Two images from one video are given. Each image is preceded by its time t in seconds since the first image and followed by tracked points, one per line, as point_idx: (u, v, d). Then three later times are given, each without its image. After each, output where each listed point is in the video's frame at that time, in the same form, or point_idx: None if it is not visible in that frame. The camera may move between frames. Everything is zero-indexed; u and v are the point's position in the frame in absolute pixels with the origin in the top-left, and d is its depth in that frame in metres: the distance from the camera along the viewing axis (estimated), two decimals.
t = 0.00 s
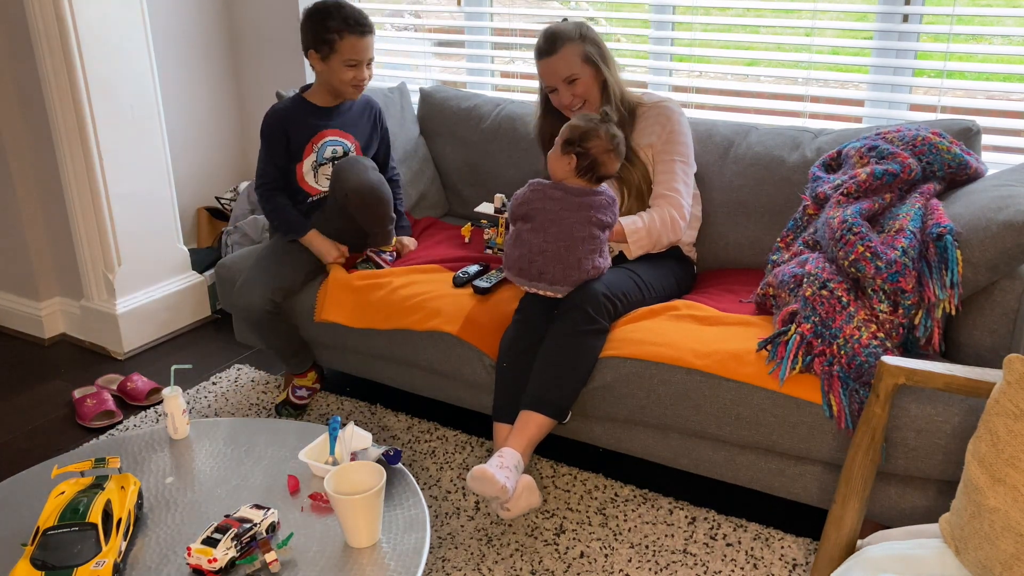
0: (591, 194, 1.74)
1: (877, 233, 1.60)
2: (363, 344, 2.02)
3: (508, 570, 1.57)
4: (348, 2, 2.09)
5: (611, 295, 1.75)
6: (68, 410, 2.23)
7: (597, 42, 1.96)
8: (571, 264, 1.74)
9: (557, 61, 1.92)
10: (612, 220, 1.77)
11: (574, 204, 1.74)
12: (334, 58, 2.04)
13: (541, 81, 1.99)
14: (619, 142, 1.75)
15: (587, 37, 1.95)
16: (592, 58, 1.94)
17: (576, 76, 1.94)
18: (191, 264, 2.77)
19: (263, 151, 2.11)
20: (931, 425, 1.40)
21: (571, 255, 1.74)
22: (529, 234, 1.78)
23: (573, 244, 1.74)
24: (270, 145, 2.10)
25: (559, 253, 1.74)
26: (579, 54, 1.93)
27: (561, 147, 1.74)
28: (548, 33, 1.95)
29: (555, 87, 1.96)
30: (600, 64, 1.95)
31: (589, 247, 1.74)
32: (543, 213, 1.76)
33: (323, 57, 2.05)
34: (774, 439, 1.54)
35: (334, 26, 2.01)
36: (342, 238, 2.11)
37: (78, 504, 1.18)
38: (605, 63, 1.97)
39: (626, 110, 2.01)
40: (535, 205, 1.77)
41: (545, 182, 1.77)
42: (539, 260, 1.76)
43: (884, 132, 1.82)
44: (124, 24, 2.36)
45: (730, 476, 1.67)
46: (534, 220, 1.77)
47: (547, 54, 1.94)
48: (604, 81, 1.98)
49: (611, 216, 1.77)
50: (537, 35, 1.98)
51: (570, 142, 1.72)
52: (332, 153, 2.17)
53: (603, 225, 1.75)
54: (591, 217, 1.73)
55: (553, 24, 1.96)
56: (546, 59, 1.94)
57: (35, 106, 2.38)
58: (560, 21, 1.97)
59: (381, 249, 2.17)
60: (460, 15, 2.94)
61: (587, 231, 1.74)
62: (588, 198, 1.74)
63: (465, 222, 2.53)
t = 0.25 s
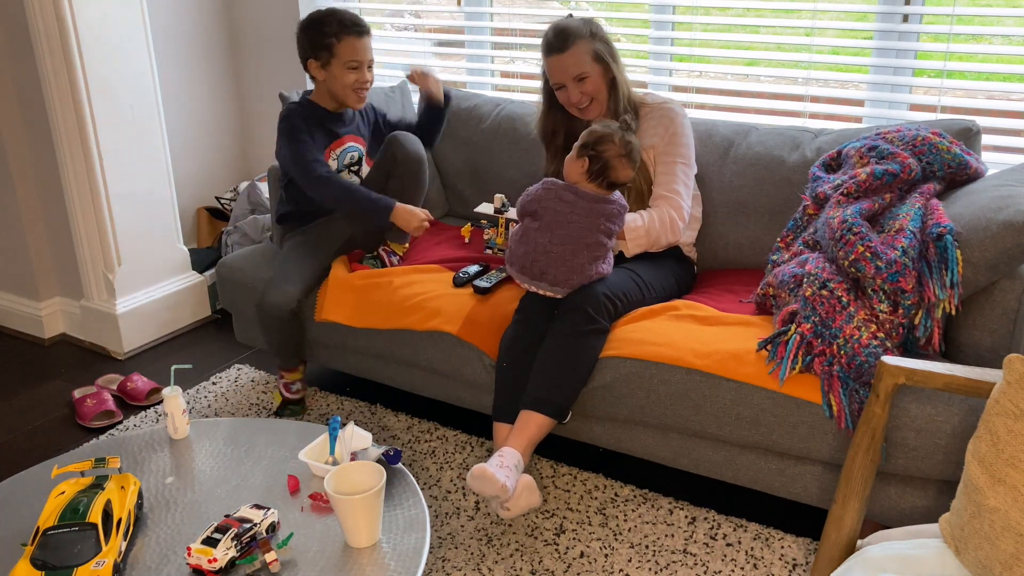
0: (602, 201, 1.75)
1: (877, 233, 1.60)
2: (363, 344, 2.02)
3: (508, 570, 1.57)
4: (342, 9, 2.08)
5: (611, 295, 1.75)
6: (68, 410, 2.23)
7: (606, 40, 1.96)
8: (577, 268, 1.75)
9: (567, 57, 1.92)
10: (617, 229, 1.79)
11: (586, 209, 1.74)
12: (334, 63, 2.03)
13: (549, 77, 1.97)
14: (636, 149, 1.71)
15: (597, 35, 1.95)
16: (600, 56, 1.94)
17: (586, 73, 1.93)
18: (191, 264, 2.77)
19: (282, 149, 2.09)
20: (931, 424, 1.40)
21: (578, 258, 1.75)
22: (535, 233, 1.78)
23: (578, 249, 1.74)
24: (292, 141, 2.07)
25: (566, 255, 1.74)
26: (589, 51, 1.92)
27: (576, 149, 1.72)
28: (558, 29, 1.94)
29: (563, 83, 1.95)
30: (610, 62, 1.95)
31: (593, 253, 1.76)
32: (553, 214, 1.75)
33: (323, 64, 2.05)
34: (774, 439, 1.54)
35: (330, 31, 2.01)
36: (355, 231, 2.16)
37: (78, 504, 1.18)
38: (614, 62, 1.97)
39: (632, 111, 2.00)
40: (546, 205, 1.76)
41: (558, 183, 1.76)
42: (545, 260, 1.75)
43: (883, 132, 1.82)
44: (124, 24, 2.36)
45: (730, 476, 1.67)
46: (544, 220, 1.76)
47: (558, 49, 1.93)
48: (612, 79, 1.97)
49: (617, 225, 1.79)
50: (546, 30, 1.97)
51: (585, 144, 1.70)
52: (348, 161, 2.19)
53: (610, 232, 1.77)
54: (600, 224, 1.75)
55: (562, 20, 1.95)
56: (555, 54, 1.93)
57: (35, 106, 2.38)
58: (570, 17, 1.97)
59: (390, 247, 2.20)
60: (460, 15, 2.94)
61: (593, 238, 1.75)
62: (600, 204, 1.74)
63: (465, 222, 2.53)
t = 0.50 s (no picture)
0: (596, 199, 1.75)
1: (877, 233, 1.60)
2: (363, 344, 2.01)
3: (508, 570, 1.57)
4: None
5: (610, 295, 1.75)
6: (68, 410, 2.23)
7: (634, 36, 1.96)
8: (575, 267, 1.75)
9: (595, 45, 1.90)
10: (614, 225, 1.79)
11: (579, 208, 1.74)
12: (330, 51, 1.85)
13: (571, 61, 1.95)
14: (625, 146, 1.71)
15: (627, 31, 1.94)
16: (625, 51, 1.93)
17: (608, 65, 1.92)
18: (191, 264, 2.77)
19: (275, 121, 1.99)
20: (931, 425, 1.40)
21: (575, 258, 1.75)
22: (532, 236, 1.78)
23: (575, 249, 1.75)
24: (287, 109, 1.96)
25: (564, 256, 1.75)
26: (617, 44, 1.91)
27: (564, 150, 1.72)
28: (591, 14, 1.91)
29: (583, 70, 1.93)
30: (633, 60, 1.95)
31: (591, 252, 1.76)
32: (548, 216, 1.76)
33: (318, 48, 1.86)
34: (774, 439, 1.54)
35: (329, 18, 1.80)
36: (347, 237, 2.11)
37: (78, 504, 1.18)
38: (637, 60, 1.96)
39: (643, 113, 2.01)
40: (539, 207, 1.77)
41: (550, 185, 1.76)
42: (543, 263, 1.76)
43: (884, 132, 1.82)
44: (124, 25, 2.36)
45: (730, 476, 1.67)
46: (539, 222, 1.77)
47: (587, 35, 1.91)
48: (631, 77, 1.97)
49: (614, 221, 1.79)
50: (579, 11, 1.95)
51: (574, 145, 1.70)
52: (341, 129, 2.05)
53: (606, 229, 1.77)
54: (595, 222, 1.75)
55: (598, 6, 1.93)
56: (584, 38, 1.91)
57: (35, 106, 2.38)
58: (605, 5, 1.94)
59: (383, 249, 2.18)
60: (460, 15, 2.94)
61: (590, 237, 1.75)
62: (594, 203, 1.75)
63: (465, 221, 2.53)
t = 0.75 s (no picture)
0: (583, 199, 1.74)
1: (877, 233, 1.60)
2: (363, 344, 2.01)
3: (508, 570, 1.57)
4: None
5: (610, 294, 1.75)
6: (68, 410, 2.23)
7: (652, 38, 1.96)
8: (568, 268, 1.75)
9: (611, 41, 1.91)
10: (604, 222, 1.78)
11: (567, 210, 1.73)
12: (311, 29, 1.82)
13: (586, 55, 1.97)
14: (608, 147, 1.71)
15: (646, 32, 1.95)
16: (641, 52, 1.94)
17: (621, 64, 1.93)
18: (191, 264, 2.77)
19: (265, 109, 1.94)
20: (931, 425, 1.40)
21: (567, 259, 1.75)
22: (522, 240, 1.78)
23: (565, 251, 1.75)
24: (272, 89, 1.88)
25: (555, 258, 1.75)
26: (633, 43, 1.92)
27: (548, 154, 1.72)
28: (611, 11, 1.93)
29: (596, 63, 1.95)
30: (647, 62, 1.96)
31: (582, 253, 1.76)
32: (536, 220, 1.75)
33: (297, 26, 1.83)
34: (774, 439, 1.54)
35: None
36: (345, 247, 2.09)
37: (78, 505, 1.18)
38: (652, 62, 1.97)
39: (653, 117, 2.00)
40: (526, 212, 1.76)
41: (536, 188, 1.76)
42: (536, 266, 1.76)
43: (884, 132, 1.82)
44: (125, 25, 2.36)
45: (730, 476, 1.67)
46: (528, 226, 1.77)
47: (605, 31, 1.93)
48: (643, 78, 1.98)
49: (604, 218, 1.78)
50: (601, 6, 1.97)
51: (557, 149, 1.70)
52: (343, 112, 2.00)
53: (596, 227, 1.76)
54: (585, 222, 1.74)
55: (622, 3, 1.95)
56: (601, 34, 1.93)
57: (35, 106, 2.38)
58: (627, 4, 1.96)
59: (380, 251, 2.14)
60: (460, 15, 2.95)
61: (579, 237, 1.75)
62: (581, 203, 1.73)
63: (465, 221, 2.53)
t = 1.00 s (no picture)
0: (586, 197, 1.73)
1: (877, 233, 1.60)
2: (363, 344, 2.01)
3: (509, 570, 1.57)
4: None
5: (610, 294, 1.75)
6: (68, 410, 2.23)
7: (655, 43, 1.97)
8: (573, 266, 1.77)
9: (614, 43, 1.91)
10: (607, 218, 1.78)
11: (571, 209, 1.73)
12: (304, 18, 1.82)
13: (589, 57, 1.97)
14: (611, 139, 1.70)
15: (650, 35, 1.95)
16: (644, 54, 1.94)
17: (624, 66, 1.93)
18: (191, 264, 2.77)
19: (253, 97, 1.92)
20: (931, 424, 1.40)
21: (572, 257, 1.76)
22: (526, 239, 1.78)
23: (571, 248, 1.76)
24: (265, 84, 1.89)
25: (560, 257, 1.76)
26: (637, 46, 1.92)
27: (551, 151, 1.70)
28: (616, 13, 1.94)
29: (598, 65, 1.94)
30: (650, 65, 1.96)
31: (587, 249, 1.77)
32: (541, 219, 1.75)
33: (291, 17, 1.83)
34: (774, 439, 1.54)
35: None
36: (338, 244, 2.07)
37: (78, 504, 1.18)
38: (656, 66, 1.97)
39: (655, 119, 2.00)
40: (530, 211, 1.76)
41: (540, 187, 1.75)
42: (541, 266, 1.77)
43: (884, 132, 1.82)
44: (125, 24, 2.36)
45: (730, 476, 1.67)
46: (532, 225, 1.77)
47: (609, 33, 1.93)
48: (646, 81, 1.98)
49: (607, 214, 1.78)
50: (604, 9, 1.97)
51: (560, 145, 1.68)
52: (321, 109, 1.98)
53: (600, 224, 1.77)
54: (589, 220, 1.75)
55: (626, 5, 1.95)
56: (603, 35, 1.93)
57: (35, 106, 2.38)
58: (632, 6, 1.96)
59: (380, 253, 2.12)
60: (460, 15, 2.95)
61: (585, 234, 1.76)
62: (585, 201, 1.73)
63: (464, 221, 2.53)
